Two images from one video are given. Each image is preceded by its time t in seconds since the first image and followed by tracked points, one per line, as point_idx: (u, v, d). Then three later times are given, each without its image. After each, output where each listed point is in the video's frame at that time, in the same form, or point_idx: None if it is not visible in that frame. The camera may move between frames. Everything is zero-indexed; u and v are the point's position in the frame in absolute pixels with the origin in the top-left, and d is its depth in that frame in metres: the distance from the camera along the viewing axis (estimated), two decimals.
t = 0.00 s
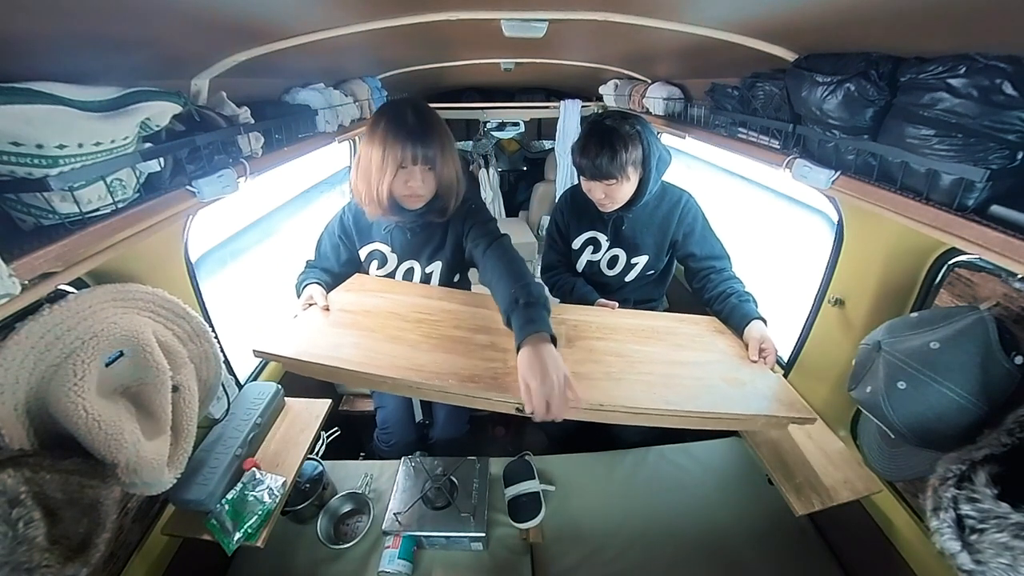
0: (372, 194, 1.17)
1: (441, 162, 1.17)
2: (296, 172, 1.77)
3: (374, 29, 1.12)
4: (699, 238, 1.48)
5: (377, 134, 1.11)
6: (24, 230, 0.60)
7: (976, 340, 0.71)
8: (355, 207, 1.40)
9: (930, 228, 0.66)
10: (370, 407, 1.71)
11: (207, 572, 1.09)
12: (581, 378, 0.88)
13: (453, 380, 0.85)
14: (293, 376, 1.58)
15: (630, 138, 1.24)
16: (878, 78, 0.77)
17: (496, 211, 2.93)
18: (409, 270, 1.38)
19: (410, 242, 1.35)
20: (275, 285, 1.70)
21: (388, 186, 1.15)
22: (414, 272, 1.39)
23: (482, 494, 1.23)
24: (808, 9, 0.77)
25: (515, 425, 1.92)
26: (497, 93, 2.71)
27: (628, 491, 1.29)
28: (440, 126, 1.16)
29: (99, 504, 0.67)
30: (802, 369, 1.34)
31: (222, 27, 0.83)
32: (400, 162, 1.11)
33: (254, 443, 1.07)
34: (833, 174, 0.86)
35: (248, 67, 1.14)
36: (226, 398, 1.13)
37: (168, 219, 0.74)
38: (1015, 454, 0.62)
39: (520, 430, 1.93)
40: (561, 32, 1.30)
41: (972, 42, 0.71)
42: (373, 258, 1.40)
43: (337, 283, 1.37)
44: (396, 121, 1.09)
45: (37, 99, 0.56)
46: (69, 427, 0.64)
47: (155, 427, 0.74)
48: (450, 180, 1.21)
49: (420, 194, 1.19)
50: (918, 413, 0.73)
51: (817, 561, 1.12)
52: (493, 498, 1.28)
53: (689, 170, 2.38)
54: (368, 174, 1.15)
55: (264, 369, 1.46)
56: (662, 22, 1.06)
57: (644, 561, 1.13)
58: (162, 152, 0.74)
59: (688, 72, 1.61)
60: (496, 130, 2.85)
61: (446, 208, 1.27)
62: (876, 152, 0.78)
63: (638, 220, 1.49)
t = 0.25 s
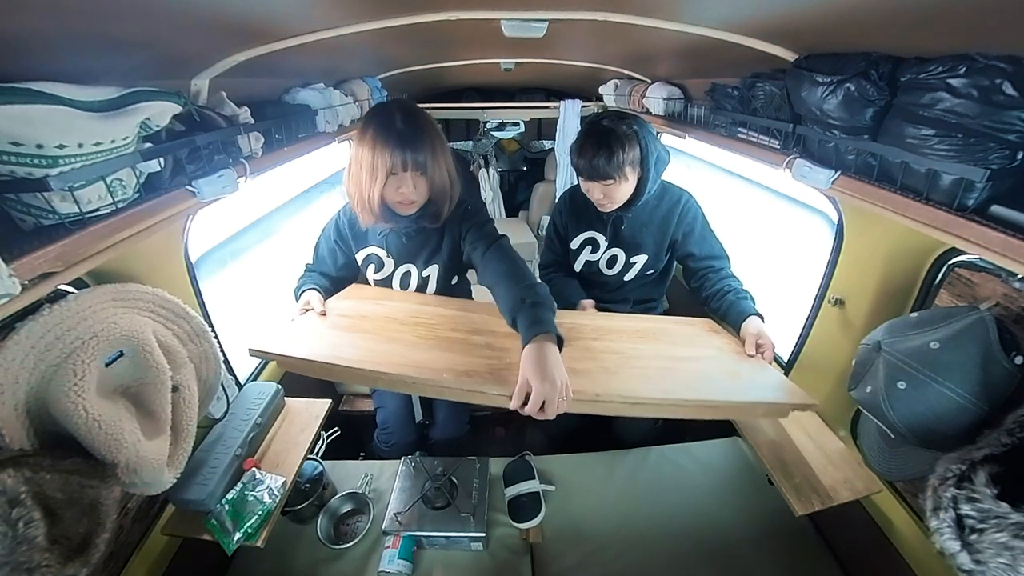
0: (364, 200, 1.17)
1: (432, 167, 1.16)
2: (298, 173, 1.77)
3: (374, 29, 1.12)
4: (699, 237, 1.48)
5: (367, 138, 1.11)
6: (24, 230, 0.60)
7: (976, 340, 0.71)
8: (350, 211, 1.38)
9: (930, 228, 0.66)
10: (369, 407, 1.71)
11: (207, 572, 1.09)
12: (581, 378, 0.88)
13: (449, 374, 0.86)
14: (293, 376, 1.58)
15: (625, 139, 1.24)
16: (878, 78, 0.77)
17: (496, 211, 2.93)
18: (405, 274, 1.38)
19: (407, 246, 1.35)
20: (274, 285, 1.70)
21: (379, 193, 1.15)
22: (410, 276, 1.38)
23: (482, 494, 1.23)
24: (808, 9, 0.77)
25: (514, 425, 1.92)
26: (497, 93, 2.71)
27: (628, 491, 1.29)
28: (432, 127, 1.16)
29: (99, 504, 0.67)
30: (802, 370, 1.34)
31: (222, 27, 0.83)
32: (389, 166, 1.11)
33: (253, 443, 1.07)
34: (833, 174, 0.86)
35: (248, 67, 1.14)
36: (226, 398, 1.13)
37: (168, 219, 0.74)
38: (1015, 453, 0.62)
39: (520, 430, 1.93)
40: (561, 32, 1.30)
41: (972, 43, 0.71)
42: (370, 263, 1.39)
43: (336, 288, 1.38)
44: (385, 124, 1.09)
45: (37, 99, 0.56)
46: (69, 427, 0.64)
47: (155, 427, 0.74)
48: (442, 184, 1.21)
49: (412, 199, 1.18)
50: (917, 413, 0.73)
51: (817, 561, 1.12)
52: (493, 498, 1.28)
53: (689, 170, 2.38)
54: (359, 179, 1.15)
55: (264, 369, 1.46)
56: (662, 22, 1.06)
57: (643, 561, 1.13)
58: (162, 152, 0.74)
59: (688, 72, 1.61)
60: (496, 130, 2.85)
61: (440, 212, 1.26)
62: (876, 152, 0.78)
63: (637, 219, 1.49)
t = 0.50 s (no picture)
0: (362, 201, 1.17)
1: (429, 166, 1.16)
2: (299, 173, 1.77)
3: (375, 29, 1.12)
4: (699, 238, 1.49)
5: (362, 139, 1.10)
6: (24, 230, 0.60)
7: (976, 340, 0.71)
8: (346, 214, 1.37)
9: (930, 228, 0.66)
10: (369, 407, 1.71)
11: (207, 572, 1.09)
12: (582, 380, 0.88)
13: (450, 372, 0.86)
14: (292, 376, 1.58)
15: (619, 139, 1.24)
16: (878, 78, 0.77)
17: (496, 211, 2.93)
18: (405, 275, 1.37)
19: (405, 247, 1.34)
20: (274, 285, 1.70)
21: (378, 194, 1.15)
22: (410, 276, 1.38)
23: (482, 494, 1.23)
24: (808, 9, 0.77)
25: (514, 425, 1.92)
26: (497, 93, 2.71)
27: (628, 491, 1.29)
28: (427, 127, 1.16)
29: (99, 504, 0.67)
30: (802, 370, 1.34)
31: (222, 28, 0.83)
32: (386, 167, 1.11)
33: (254, 443, 1.07)
34: (833, 174, 0.86)
35: (248, 67, 1.14)
36: (227, 398, 1.13)
37: (168, 219, 0.74)
38: (1015, 453, 0.62)
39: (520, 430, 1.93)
40: (561, 32, 1.30)
41: (972, 43, 0.72)
42: (368, 266, 1.38)
43: (336, 292, 1.40)
44: (379, 125, 1.09)
45: (37, 99, 0.56)
46: (69, 427, 0.64)
47: (156, 427, 0.74)
48: (439, 183, 1.21)
49: (411, 200, 1.18)
50: (917, 413, 0.73)
51: (817, 560, 1.12)
52: (493, 497, 1.28)
53: (689, 170, 2.38)
54: (357, 181, 1.15)
55: (264, 370, 1.46)
56: (662, 22, 1.06)
57: (643, 561, 1.13)
58: (162, 152, 0.74)
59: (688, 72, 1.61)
60: (496, 130, 2.85)
61: (437, 211, 1.26)
62: (876, 152, 0.78)
63: (636, 220, 1.48)
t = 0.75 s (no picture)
0: (362, 200, 1.17)
1: (430, 165, 1.16)
2: (299, 173, 1.77)
3: (375, 29, 1.12)
4: (698, 238, 1.49)
5: (362, 139, 1.11)
6: (24, 230, 0.60)
7: (976, 340, 0.71)
8: (347, 214, 1.37)
9: (930, 228, 0.66)
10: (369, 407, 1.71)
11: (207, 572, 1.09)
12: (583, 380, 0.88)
13: (457, 366, 0.85)
14: (292, 376, 1.58)
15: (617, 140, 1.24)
16: (878, 78, 0.77)
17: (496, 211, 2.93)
18: (406, 274, 1.37)
19: (406, 245, 1.34)
20: (274, 285, 1.69)
21: (379, 193, 1.15)
22: (410, 275, 1.37)
23: (482, 494, 1.23)
24: (809, 9, 0.77)
25: (514, 425, 1.92)
26: (497, 93, 2.71)
27: (628, 491, 1.29)
28: (427, 127, 1.16)
29: (99, 504, 0.67)
30: (803, 370, 1.34)
31: (223, 27, 0.83)
32: (386, 165, 1.11)
33: (254, 443, 1.07)
34: (833, 174, 0.86)
35: (248, 67, 1.14)
36: (227, 398, 1.13)
37: (168, 219, 0.74)
38: (1015, 453, 0.62)
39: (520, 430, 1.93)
40: (561, 32, 1.30)
41: (971, 43, 0.72)
42: (369, 265, 1.38)
43: (339, 292, 1.39)
44: (379, 124, 1.09)
45: (38, 99, 0.56)
46: (69, 427, 0.64)
47: (156, 427, 0.74)
48: (440, 182, 1.21)
49: (412, 198, 1.18)
50: (918, 413, 0.73)
51: (817, 561, 1.12)
52: (493, 497, 1.28)
53: (689, 170, 2.38)
54: (357, 181, 1.15)
55: (264, 369, 1.46)
56: (662, 22, 1.06)
57: (643, 561, 1.13)
58: (162, 152, 0.74)
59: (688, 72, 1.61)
60: (496, 130, 2.85)
61: (438, 210, 1.26)
62: (877, 152, 0.78)
63: (637, 220, 1.48)
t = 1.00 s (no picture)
0: (364, 199, 1.17)
1: (432, 164, 1.16)
2: (299, 172, 1.77)
3: (375, 29, 1.12)
4: (698, 238, 1.49)
5: (364, 137, 1.11)
6: (24, 230, 0.60)
7: (976, 340, 0.71)
8: (351, 210, 1.37)
9: (930, 228, 0.66)
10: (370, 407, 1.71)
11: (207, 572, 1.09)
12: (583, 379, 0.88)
13: (457, 364, 0.85)
14: (292, 376, 1.58)
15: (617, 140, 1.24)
16: (878, 78, 0.77)
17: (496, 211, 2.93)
18: (408, 272, 1.37)
19: (408, 243, 1.34)
20: (274, 285, 1.70)
21: (380, 191, 1.15)
22: (412, 273, 1.38)
23: (482, 494, 1.23)
24: (809, 9, 0.77)
25: (515, 425, 1.93)
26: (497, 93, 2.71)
27: (628, 491, 1.29)
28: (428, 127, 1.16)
29: (99, 504, 0.67)
30: (803, 370, 1.34)
31: (223, 27, 0.83)
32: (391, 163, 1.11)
33: (253, 443, 1.07)
34: (833, 174, 0.86)
35: (248, 67, 1.14)
36: (227, 398, 1.13)
37: (167, 220, 0.74)
38: (1015, 453, 0.62)
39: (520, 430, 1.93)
40: (561, 32, 1.30)
41: (971, 43, 0.72)
42: (371, 262, 1.38)
43: (341, 290, 1.39)
44: (382, 123, 1.10)
45: (37, 99, 0.56)
46: (69, 427, 0.64)
47: (156, 427, 0.74)
48: (442, 181, 1.21)
49: (413, 197, 1.18)
50: (918, 413, 0.73)
51: (817, 561, 1.12)
52: (493, 497, 1.28)
53: (689, 170, 2.38)
54: (359, 179, 1.15)
55: (264, 369, 1.45)
56: (662, 22, 1.06)
57: (643, 561, 1.13)
58: (162, 152, 0.74)
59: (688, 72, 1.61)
60: (496, 130, 2.85)
61: (440, 209, 1.26)
62: (876, 152, 0.78)
63: (637, 220, 1.48)
